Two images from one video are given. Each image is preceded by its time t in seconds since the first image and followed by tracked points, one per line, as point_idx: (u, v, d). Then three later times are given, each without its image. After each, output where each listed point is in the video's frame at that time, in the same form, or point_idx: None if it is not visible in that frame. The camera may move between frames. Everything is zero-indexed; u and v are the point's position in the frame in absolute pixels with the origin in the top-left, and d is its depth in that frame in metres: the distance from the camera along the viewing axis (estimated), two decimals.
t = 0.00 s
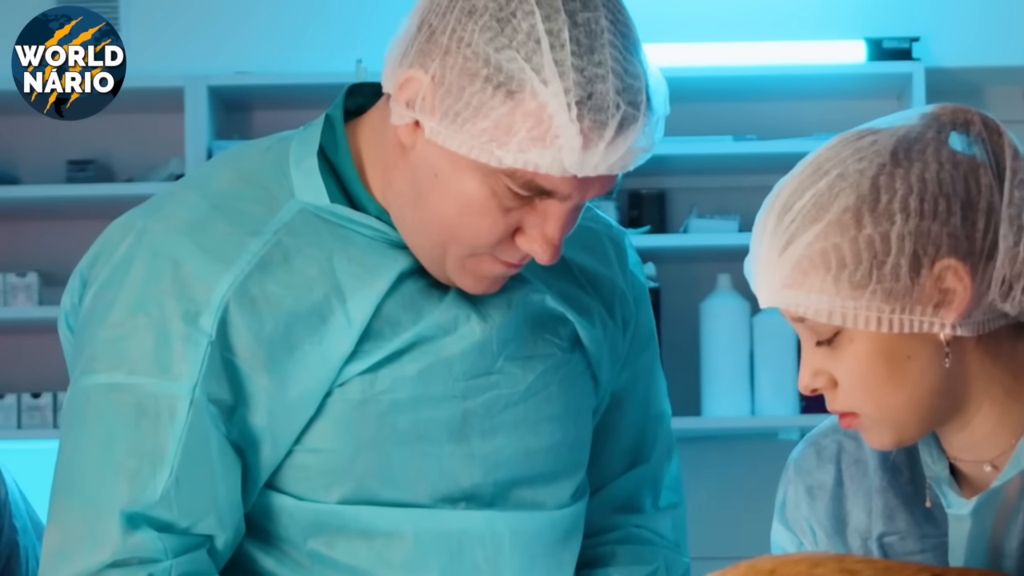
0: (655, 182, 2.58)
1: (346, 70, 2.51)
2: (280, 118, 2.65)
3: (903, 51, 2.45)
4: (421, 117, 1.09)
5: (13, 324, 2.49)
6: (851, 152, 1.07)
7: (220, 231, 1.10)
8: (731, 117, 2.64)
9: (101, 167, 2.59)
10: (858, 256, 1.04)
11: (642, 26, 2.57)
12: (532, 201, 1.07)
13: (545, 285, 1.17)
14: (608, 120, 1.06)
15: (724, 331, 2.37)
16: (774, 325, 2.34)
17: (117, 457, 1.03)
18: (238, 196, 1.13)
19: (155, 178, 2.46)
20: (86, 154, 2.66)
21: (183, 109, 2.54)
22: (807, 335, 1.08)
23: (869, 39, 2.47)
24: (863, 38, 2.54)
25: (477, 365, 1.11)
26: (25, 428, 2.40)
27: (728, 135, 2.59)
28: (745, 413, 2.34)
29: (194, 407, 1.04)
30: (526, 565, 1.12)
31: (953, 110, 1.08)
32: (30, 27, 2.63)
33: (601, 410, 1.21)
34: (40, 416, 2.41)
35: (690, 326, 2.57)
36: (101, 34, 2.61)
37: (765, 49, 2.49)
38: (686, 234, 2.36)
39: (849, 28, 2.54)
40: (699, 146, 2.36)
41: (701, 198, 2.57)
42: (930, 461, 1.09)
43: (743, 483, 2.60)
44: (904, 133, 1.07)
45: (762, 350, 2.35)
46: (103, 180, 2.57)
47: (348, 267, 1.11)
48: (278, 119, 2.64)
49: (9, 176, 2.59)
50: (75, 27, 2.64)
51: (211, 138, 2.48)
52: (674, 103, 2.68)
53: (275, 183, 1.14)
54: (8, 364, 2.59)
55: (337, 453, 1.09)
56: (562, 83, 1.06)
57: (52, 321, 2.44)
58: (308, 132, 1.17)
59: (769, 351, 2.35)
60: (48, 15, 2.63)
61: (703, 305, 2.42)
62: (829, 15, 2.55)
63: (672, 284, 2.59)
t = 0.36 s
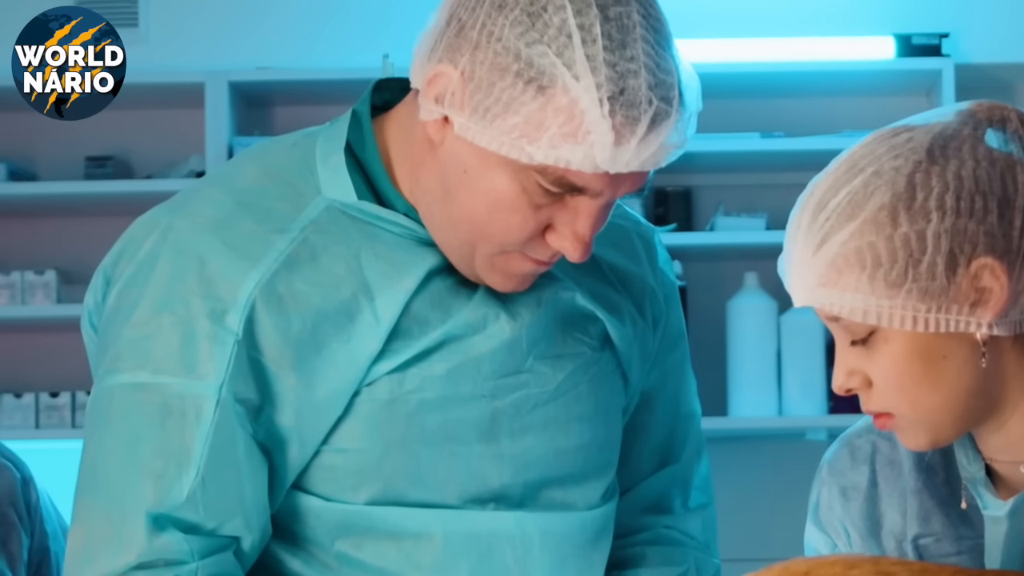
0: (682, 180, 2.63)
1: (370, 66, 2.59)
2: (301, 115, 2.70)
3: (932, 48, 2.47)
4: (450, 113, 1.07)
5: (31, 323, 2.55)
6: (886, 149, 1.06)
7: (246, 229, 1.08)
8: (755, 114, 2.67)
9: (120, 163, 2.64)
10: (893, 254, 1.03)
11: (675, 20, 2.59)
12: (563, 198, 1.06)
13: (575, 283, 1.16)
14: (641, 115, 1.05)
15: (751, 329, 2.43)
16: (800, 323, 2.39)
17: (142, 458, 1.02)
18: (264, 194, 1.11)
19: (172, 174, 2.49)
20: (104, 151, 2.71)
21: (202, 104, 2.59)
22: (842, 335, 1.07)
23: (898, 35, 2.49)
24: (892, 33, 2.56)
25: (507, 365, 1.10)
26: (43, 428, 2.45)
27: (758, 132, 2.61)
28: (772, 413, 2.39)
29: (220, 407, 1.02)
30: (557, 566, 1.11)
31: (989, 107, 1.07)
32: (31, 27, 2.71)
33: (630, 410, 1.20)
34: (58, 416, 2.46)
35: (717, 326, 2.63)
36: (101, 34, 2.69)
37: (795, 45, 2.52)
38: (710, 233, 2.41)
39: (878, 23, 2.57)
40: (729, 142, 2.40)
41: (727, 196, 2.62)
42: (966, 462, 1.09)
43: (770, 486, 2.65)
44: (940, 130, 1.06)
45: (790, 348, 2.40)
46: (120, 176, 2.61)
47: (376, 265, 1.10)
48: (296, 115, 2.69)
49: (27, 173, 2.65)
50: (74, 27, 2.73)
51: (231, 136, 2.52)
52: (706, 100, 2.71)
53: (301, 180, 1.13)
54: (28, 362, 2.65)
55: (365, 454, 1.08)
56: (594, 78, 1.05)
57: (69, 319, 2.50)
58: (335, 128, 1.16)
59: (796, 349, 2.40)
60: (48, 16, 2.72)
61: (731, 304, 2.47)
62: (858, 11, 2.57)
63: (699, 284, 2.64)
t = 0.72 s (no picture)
0: (709, 177, 2.71)
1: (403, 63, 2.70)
2: (322, 112, 2.78)
3: (962, 43, 2.55)
4: (481, 109, 1.06)
5: (49, 321, 2.63)
6: (923, 147, 1.05)
7: (274, 226, 1.07)
8: (786, 110, 2.76)
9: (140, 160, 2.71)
10: (930, 252, 1.02)
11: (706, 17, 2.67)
12: (596, 196, 1.04)
13: (605, 282, 1.14)
14: (674, 112, 1.03)
15: (778, 329, 2.50)
16: (828, 323, 2.48)
17: (168, 459, 1.00)
18: (291, 190, 1.10)
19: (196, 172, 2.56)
20: (124, 147, 2.78)
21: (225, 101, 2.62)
22: (879, 334, 1.06)
23: (927, 31, 2.57)
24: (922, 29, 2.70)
25: (537, 364, 1.08)
26: (62, 428, 2.53)
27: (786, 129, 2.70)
28: (800, 415, 2.46)
29: (248, 407, 1.01)
30: (587, 568, 1.09)
31: None
32: (32, 27, 2.79)
33: (661, 410, 1.18)
34: (77, 416, 2.53)
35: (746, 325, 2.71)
36: (100, 34, 2.77)
37: (815, 41, 2.57)
38: (739, 231, 2.48)
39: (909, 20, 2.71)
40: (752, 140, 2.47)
41: (754, 193, 2.71)
42: (1003, 462, 1.10)
43: (802, 486, 2.73)
44: (978, 127, 1.04)
45: (818, 349, 2.48)
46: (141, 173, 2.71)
47: (405, 263, 1.08)
48: (316, 112, 2.77)
49: (45, 171, 2.73)
50: (75, 26, 2.79)
51: (254, 132, 2.57)
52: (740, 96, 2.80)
53: (329, 177, 1.12)
54: (51, 361, 2.74)
55: (394, 454, 1.06)
56: (627, 74, 1.03)
57: (87, 317, 2.56)
58: (363, 124, 1.15)
59: (824, 349, 2.48)
60: (49, 16, 2.80)
61: (758, 304, 2.54)
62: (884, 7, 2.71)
63: (727, 283, 2.73)
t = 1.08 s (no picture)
0: (737, 175, 2.71)
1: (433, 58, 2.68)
2: (344, 108, 2.76)
3: (992, 39, 2.55)
4: (513, 106, 1.05)
5: (68, 320, 2.61)
6: (960, 144, 1.04)
7: (302, 224, 1.05)
8: (820, 107, 2.76)
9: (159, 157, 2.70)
10: (967, 250, 1.00)
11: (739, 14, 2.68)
12: (629, 194, 1.03)
13: (637, 282, 1.13)
14: (709, 111, 1.02)
15: (807, 329, 2.50)
16: (858, 323, 2.47)
17: (195, 460, 0.99)
18: (319, 188, 1.09)
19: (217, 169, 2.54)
20: (143, 144, 2.77)
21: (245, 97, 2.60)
22: (916, 334, 1.05)
23: (957, 27, 2.57)
24: (953, 25, 2.69)
25: (569, 365, 1.07)
26: (80, 429, 2.51)
27: (814, 126, 2.70)
28: (829, 414, 2.47)
29: (276, 408, 0.99)
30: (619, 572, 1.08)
31: None
32: (31, 27, 2.78)
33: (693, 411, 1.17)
34: (95, 417, 2.52)
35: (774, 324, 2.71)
36: (100, 34, 2.77)
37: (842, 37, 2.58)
38: (767, 230, 2.47)
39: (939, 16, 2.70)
40: (782, 137, 2.46)
41: (782, 191, 2.72)
42: None
43: (830, 489, 2.74)
44: (1017, 123, 1.03)
45: (846, 349, 2.48)
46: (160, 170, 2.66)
47: (435, 263, 1.07)
48: (338, 108, 2.75)
49: (64, 167, 2.72)
50: (74, 27, 2.80)
51: (275, 128, 2.56)
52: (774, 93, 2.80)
53: (358, 174, 1.10)
54: (70, 361, 2.73)
55: (424, 456, 1.05)
56: (662, 72, 1.02)
57: (107, 317, 2.55)
58: (393, 121, 1.13)
59: (852, 349, 2.48)
60: (48, 16, 2.80)
61: (786, 303, 2.53)
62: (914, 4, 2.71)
63: (756, 283, 2.73)
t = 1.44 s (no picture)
0: (767, 173, 2.73)
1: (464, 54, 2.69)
2: (368, 104, 2.77)
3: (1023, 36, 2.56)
4: (547, 103, 1.03)
5: (90, 318, 2.59)
6: (1000, 141, 1.03)
7: (333, 222, 1.04)
8: (852, 103, 2.76)
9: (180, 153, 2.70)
10: (1007, 249, 0.99)
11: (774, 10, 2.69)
12: (664, 192, 1.01)
13: (671, 280, 1.11)
14: (746, 108, 1.00)
15: (836, 329, 2.52)
16: (887, 322, 2.50)
17: (224, 461, 0.98)
18: (350, 185, 1.07)
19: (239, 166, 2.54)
20: (165, 140, 2.78)
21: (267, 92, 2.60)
22: (954, 333, 1.04)
23: (988, 23, 2.58)
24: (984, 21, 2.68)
25: (602, 365, 1.06)
26: (100, 428, 2.50)
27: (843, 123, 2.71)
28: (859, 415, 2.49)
29: (306, 409, 0.98)
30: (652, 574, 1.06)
31: None
32: (31, 26, 2.75)
33: (727, 411, 1.16)
34: (115, 416, 2.51)
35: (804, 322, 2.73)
36: (100, 34, 2.76)
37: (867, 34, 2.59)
38: (796, 228, 2.48)
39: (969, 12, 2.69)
40: (814, 134, 2.46)
41: (809, 189, 2.74)
42: None
43: (861, 490, 2.79)
44: None
45: (875, 351, 2.51)
46: (180, 167, 2.67)
47: (467, 261, 1.05)
48: (362, 103, 2.76)
49: (84, 163, 2.71)
50: (75, 27, 2.79)
51: (298, 125, 2.55)
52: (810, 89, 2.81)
53: (389, 171, 1.09)
54: (92, 359, 2.74)
55: (456, 457, 1.04)
56: (698, 68, 1.00)
57: (127, 315, 2.53)
58: (424, 117, 1.12)
59: (881, 352, 2.50)
60: (49, 16, 2.78)
61: (816, 303, 2.56)
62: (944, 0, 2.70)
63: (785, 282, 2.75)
